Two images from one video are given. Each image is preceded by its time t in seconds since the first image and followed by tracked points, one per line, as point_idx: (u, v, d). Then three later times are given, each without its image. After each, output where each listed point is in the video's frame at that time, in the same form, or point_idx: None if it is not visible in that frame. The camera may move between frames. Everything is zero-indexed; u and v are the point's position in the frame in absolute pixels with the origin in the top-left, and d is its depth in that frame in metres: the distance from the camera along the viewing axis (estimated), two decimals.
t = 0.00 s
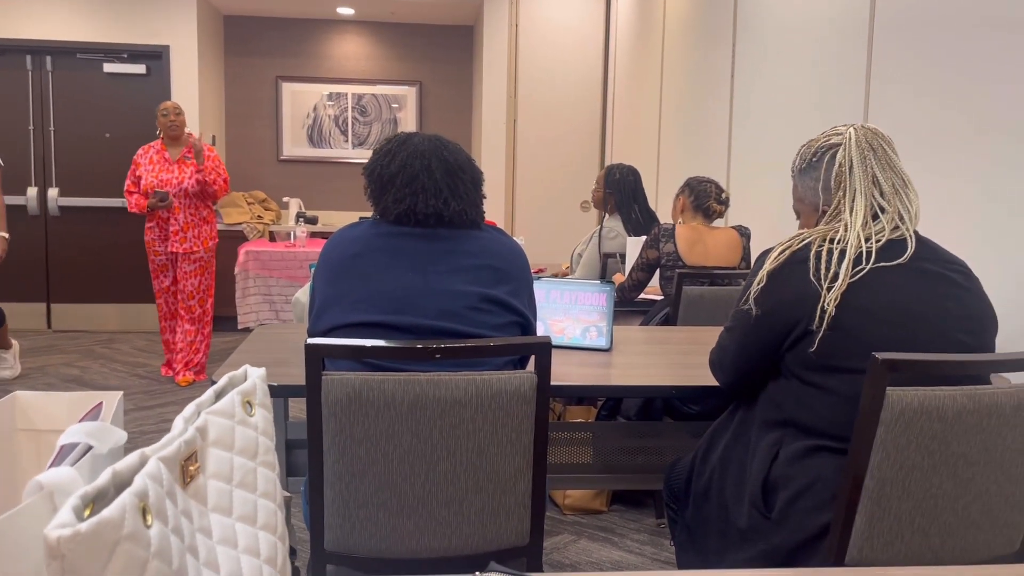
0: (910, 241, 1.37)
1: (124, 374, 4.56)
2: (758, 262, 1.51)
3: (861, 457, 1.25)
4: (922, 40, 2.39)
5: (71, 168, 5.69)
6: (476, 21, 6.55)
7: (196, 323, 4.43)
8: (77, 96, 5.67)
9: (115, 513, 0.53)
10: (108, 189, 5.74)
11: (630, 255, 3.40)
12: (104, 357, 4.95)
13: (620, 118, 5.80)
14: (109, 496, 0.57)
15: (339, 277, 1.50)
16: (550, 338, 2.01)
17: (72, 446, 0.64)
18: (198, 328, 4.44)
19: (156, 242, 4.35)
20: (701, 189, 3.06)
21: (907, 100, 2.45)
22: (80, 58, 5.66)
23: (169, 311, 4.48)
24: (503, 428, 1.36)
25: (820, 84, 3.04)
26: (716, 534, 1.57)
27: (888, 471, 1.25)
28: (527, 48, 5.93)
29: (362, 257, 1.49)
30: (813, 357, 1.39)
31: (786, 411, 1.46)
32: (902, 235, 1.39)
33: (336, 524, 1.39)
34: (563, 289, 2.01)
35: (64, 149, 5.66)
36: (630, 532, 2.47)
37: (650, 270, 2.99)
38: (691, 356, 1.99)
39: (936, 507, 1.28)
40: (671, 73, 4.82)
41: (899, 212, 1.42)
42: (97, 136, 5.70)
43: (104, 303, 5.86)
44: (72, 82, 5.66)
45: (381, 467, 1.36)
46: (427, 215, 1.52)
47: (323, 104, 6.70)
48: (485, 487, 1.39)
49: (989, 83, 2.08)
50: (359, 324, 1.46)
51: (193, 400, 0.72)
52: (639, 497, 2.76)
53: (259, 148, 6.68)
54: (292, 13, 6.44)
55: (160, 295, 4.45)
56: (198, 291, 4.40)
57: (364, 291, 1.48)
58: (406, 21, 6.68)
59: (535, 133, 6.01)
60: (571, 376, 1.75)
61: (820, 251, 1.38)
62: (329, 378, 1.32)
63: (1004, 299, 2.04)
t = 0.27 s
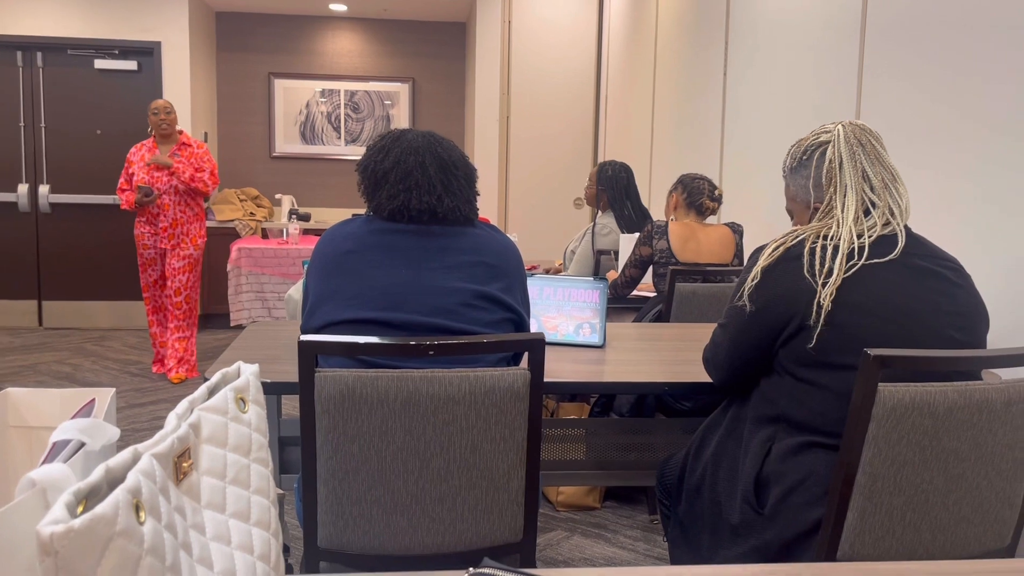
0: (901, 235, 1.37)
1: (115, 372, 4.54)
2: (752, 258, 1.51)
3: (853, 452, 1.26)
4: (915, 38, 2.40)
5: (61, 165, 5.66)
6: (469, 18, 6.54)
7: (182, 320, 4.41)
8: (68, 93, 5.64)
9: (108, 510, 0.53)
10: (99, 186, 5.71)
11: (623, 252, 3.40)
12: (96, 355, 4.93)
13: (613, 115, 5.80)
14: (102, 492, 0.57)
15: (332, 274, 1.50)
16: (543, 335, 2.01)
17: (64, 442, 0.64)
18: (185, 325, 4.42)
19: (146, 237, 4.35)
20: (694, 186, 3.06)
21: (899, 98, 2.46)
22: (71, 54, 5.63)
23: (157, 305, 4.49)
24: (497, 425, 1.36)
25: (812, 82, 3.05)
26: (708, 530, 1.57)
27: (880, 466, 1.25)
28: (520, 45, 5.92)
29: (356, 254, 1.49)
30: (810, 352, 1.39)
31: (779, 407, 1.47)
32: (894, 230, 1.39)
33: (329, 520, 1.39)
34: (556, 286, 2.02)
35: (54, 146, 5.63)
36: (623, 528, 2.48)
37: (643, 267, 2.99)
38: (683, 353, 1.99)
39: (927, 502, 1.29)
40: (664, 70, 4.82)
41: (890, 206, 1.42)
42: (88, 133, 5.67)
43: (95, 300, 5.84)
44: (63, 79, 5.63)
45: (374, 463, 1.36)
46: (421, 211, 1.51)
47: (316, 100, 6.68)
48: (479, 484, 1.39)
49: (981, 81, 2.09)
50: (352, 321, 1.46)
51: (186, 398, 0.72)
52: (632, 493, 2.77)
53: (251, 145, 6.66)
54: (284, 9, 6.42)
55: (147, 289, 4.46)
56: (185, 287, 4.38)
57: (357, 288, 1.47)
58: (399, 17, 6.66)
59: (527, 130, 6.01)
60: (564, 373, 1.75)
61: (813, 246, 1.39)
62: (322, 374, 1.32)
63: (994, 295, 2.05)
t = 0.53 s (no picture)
0: (895, 231, 1.37)
1: (110, 369, 4.53)
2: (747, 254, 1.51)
3: (847, 449, 1.26)
4: (909, 35, 2.40)
5: (56, 162, 5.65)
6: (464, 15, 6.54)
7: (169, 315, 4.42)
8: (62, 90, 5.62)
9: (101, 507, 0.53)
10: (93, 183, 5.70)
11: (618, 249, 3.40)
12: (91, 353, 4.92)
13: (609, 113, 5.81)
14: (96, 489, 0.57)
15: (328, 271, 1.50)
16: (539, 333, 2.01)
17: (57, 439, 0.64)
18: (172, 319, 4.42)
19: (140, 233, 4.38)
20: (690, 183, 3.06)
21: (894, 95, 2.47)
22: (65, 51, 5.61)
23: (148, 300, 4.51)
24: (492, 422, 1.37)
25: (807, 80, 3.06)
26: (702, 527, 1.58)
27: (874, 463, 1.26)
28: (516, 42, 5.92)
29: (351, 251, 1.49)
30: (806, 349, 1.40)
31: (774, 403, 1.47)
32: (888, 227, 1.40)
33: (324, 518, 1.39)
34: (551, 283, 2.03)
35: (48, 143, 5.62)
36: (619, 525, 2.48)
37: (638, 264, 3.00)
38: (679, 350, 1.99)
39: (920, 498, 1.29)
40: (659, 68, 4.83)
41: (884, 203, 1.43)
42: (82, 130, 5.66)
43: (90, 298, 5.82)
44: (57, 75, 5.61)
45: (369, 461, 1.36)
46: (416, 209, 1.51)
47: (311, 97, 6.67)
48: (474, 481, 1.39)
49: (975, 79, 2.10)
50: (348, 318, 1.46)
51: (179, 395, 0.72)
52: (627, 490, 2.78)
53: (246, 142, 6.65)
54: (279, 6, 6.40)
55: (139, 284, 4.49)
56: (173, 281, 4.38)
57: (352, 285, 1.47)
58: (395, 14, 6.65)
59: (523, 127, 6.01)
60: (559, 369, 1.75)
61: (808, 243, 1.39)
62: (317, 371, 1.32)
63: (988, 292, 2.06)
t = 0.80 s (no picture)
0: (892, 228, 1.38)
1: (107, 368, 4.53)
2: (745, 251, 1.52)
3: (844, 446, 1.27)
4: (905, 33, 2.40)
5: (52, 161, 5.64)
6: (461, 12, 6.53)
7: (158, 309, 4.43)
8: (58, 88, 5.61)
9: (97, 503, 0.53)
10: (90, 181, 5.69)
11: (616, 246, 3.41)
12: (88, 351, 4.92)
13: (606, 110, 5.81)
14: (91, 487, 0.57)
15: (324, 268, 1.50)
16: (536, 330, 2.01)
17: (53, 437, 0.64)
18: (161, 314, 4.43)
19: (139, 232, 4.39)
20: (687, 180, 3.06)
21: (889, 93, 2.47)
22: (62, 49, 5.60)
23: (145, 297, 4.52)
24: (489, 419, 1.37)
25: (804, 76, 3.06)
26: (699, 523, 1.58)
27: (870, 459, 1.26)
28: (513, 39, 5.92)
29: (348, 249, 1.49)
30: (803, 345, 1.40)
31: (771, 400, 1.47)
32: (885, 224, 1.40)
33: (322, 515, 1.40)
34: (548, 281, 2.03)
35: (45, 141, 5.60)
36: (616, 522, 2.49)
37: (636, 262, 3.00)
38: (676, 347, 2.00)
39: (917, 494, 1.30)
40: (656, 65, 4.83)
41: (881, 200, 1.43)
42: (78, 128, 5.65)
43: (87, 296, 5.82)
44: (53, 73, 5.60)
45: (366, 458, 1.36)
46: (414, 206, 1.51)
47: (308, 95, 6.66)
48: (471, 478, 1.39)
49: (970, 77, 2.10)
50: (345, 316, 1.46)
51: (176, 393, 0.72)
52: (625, 487, 2.78)
53: (243, 140, 6.64)
54: (275, 3, 6.39)
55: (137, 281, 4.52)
56: (161, 276, 4.40)
57: (349, 283, 1.47)
58: (392, 12, 6.64)
59: (520, 125, 6.01)
60: (556, 367, 1.75)
61: (806, 240, 1.39)
62: (314, 369, 1.32)
63: (984, 289, 2.06)
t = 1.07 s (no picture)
0: (891, 226, 1.38)
1: (105, 367, 4.53)
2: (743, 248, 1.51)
3: (842, 444, 1.27)
4: (903, 32, 2.41)
5: (50, 160, 5.63)
6: (459, 10, 6.52)
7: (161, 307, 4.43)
8: (56, 86, 5.61)
9: (96, 503, 0.53)
10: (88, 180, 5.69)
11: (614, 245, 3.41)
12: (86, 350, 4.91)
13: (604, 108, 5.81)
14: (90, 485, 0.57)
15: (323, 267, 1.50)
16: (535, 329, 2.01)
17: (52, 437, 0.64)
18: (164, 311, 4.42)
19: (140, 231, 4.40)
20: (686, 179, 3.06)
21: (887, 92, 2.48)
22: (59, 48, 5.59)
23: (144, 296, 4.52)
24: (488, 417, 1.37)
25: (803, 74, 3.05)
26: (697, 521, 1.58)
27: (868, 457, 1.26)
28: (511, 38, 5.91)
29: (347, 247, 1.49)
30: (801, 343, 1.40)
31: (769, 398, 1.48)
32: (883, 222, 1.40)
33: (321, 514, 1.40)
34: (546, 279, 2.03)
35: (43, 140, 5.60)
36: (615, 520, 2.49)
37: (634, 260, 3.00)
38: (674, 345, 2.00)
39: (914, 491, 1.30)
40: (654, 63, 4.83)
41: (880, 198, 1.43)
42: (76, 127, 5.64)
43: (85, 295, 5.82)
44: (51, 72, 5.60)
45: (365, 457, 1.36)
46: (413, 205, 1.51)
47: (306, 93, 6.66)
48: (470, 477, 1.40)
49: (968, 75, 2.11)
50: (343, 314, 1.46)
51: (174, 392, 0.72)
52: (623, 485, 2.78)
53: (241, 139, 6.64)
54: (273, 1, 6.39)
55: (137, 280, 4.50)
56: (166, 274, 4.41)
57: (348, 282, 1.47)
58: (390, 10, 6.64)
59: (518, 123, 6.00)
60: (555, 365, 1.75)
61: (804, 238, 1.39)
62: (313, 368, 1.32)
63: (982, 287, 2.06)
